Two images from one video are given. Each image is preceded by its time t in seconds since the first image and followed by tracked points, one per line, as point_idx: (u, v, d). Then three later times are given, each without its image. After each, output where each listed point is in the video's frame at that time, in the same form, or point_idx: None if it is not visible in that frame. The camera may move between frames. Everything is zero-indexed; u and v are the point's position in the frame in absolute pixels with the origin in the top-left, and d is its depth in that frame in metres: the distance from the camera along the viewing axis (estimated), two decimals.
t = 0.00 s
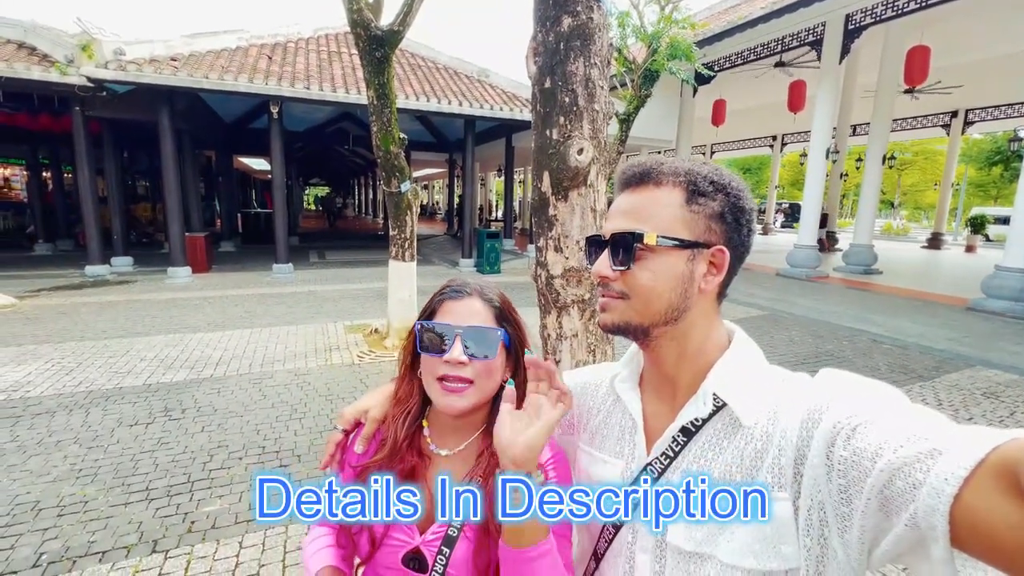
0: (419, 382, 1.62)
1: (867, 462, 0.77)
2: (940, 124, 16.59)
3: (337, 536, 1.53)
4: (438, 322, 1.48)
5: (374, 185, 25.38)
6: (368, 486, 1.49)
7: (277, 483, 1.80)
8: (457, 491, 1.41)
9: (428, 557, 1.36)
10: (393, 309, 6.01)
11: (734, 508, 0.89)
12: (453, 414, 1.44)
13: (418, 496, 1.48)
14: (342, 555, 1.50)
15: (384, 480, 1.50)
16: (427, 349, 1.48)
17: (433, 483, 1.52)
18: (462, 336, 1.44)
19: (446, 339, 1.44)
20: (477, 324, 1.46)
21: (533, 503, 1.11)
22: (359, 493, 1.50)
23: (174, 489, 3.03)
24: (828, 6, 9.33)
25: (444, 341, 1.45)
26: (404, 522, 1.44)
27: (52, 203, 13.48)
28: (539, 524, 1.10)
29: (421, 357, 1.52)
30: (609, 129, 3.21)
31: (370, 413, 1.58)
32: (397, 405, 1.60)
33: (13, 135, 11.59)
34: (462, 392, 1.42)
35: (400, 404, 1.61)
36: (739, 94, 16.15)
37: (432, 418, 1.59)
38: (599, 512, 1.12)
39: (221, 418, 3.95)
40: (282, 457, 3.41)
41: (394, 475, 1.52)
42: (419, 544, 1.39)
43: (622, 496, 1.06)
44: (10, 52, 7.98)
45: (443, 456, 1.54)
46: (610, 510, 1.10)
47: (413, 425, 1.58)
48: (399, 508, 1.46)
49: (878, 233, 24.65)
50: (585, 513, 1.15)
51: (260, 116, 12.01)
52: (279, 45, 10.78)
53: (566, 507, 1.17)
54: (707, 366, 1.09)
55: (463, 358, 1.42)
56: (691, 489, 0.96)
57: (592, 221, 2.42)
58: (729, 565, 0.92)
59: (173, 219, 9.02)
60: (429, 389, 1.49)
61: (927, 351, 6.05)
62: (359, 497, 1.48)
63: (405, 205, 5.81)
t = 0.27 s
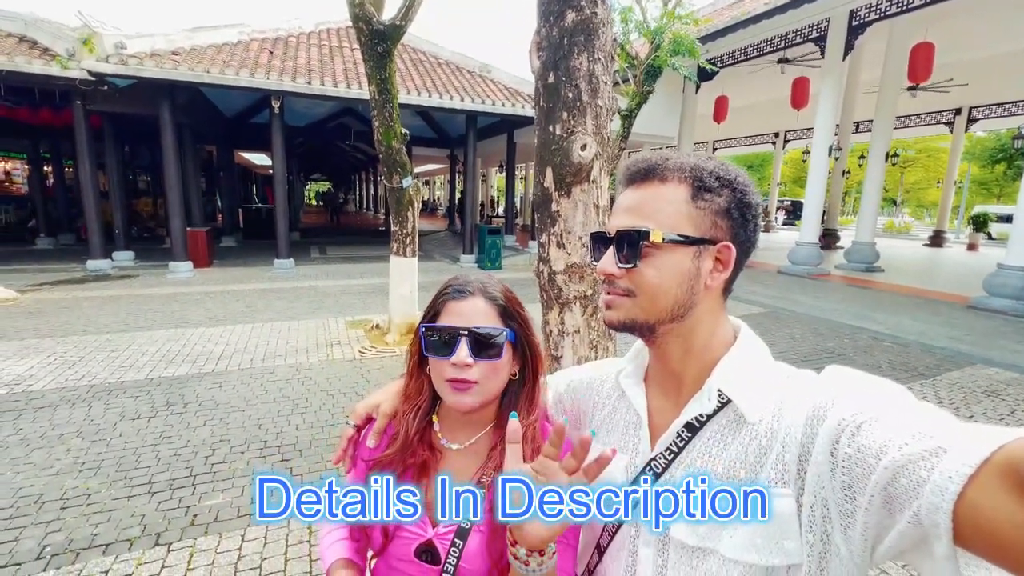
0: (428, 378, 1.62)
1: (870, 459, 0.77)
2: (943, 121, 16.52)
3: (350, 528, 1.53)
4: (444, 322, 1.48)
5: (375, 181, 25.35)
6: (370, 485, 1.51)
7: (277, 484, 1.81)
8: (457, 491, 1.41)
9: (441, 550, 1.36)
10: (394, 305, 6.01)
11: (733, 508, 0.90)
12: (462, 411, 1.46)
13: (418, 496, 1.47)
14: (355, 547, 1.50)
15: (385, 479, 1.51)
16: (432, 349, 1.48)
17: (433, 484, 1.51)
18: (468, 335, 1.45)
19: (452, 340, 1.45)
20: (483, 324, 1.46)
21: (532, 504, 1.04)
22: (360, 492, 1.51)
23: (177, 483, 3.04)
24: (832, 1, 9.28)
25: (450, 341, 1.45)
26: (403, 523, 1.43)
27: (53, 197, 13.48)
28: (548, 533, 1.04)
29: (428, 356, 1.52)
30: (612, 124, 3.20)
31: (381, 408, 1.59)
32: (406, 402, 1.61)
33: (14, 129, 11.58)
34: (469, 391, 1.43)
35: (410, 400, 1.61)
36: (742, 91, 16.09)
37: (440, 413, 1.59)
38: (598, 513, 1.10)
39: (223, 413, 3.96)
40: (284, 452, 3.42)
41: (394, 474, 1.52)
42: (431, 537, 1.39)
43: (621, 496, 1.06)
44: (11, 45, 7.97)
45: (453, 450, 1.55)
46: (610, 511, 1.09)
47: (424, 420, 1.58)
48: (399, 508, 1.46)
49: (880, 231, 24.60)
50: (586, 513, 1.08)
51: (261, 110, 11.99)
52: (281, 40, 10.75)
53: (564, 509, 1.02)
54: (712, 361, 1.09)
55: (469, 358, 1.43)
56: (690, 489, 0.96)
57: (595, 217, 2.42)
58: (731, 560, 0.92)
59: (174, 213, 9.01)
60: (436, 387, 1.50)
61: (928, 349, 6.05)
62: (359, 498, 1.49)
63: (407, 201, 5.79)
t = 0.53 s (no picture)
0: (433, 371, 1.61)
1: (874, 455, 0.77)
2: (944, 119, 16.49)
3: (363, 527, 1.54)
4: (448, 313, 1.47)
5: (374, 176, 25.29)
6: (369, 486, 1.51)
7: (277, 484, 1.81)
8: (458, 491, 1.41)
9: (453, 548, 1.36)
10: (394, 300, 6.01)
11: (733, 508, 0.90)
12: (464, 404, 1.45)
13: (418, 496, 1.47)
14: (370, 546, 1.51)
15: (384, 480, 1.52)
16: (437, 340, 1.48)
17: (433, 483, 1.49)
18: (471, 326, 1.44)
19: (453, 333, 1.44)
20: (486, 316, 1.45)
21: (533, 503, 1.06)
22: (359, 493, 1.52)
23: (177, 476, 3.04)
24: None
25: (452, 332, 1.45)
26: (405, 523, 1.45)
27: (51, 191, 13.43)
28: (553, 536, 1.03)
29: (432, 348, 1.51)
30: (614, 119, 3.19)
31: (387, 406, 1.58)
32: (412, 397, 1.60)
33: (12, 122, 11.53)
34: (470, 383, 1.42)
35: (416, 395, 1.60)
36: (743, 87, 16.04)
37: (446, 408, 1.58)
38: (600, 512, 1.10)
39: (223, 407, 3.97)
40: (284, 446, 3.43)
41: (394, 475, 1.52)
42: (442, 535, 1.39)
43: (621, 496, 1.07)
44: (9, 37, 7.92)
45: (461, 446, 1.54)
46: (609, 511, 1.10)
47: (430, 415, 1.57)
48: (399, 508, 1.47)
49: (880, 228, 24.59)
50: (586, 513, 1.09)
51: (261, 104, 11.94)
52: (280, 33, 10.70)
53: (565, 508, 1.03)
54: (714, 357, 1.09)
55: (472, 348, 1.42)
56: (690, 489, 0.96)
57: (596, 212, 2.41)
58: (733, 554, 0.92)
59: (174, 207, 8.98)
60: (440, 379, 1.49)
61: (926, 346, 6.06)
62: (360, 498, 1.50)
63: (406, 196, 5.79)
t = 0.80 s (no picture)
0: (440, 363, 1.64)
1: (864, 439, 0.79)
2: (941, 115, 16.52)
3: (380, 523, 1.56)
4: (450, 301, 1.48)
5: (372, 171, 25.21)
6: (369, 485, 1.53)
7: (276, 483, 1.86)
8: (457, 491, 1.43)
9: (468, 538, 1.38)
10: (392, 295, 6.01)
11: (734, 509, 0.90)
12: (465, 388, 1.44)
13: (418, 496, 1.48)
14: (387, 538, 1.53)
15: (384, 480, 1.53)
16: (439, 326, 1.49)
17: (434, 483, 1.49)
18: (472, 311, 1.44)
19: (455, 315, 1.44)
20: (488, 302, 1.45)
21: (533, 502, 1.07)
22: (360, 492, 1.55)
23: (176, 470, 3.05)
24: None
25: (454, 318, 1.45)
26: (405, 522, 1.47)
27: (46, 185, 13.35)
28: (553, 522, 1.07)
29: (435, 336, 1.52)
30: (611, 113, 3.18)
31: (393, 403, 1.60)
32: (420, 391, 1.63)
33: (6, 115, 11.44)
34: (472, 366, 1.41)
35: (424, 389, 1.62)
36: (742, 82, 16.02)
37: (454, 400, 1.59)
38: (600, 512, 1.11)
39: (221, 401, 3.97)
40: (282, 440, 3.44)
41: (394, 475, 1.53)
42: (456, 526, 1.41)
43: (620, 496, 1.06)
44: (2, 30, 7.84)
45: (470, 437, 1.54)
46: (609, 511, 1.09)
47: (439, 406, 1.59)
48: (399, 508, 1.49)
49: (876, 224, 24.67)
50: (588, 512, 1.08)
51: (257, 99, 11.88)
52: (277, 27, 10.64)
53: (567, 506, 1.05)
54: (708, 346, 1.11)
55: (472, 333, 1.41)
56: (691, 489, 0.95)
57: (594, 206, 2.42)
58: (725, 537, 0.94)
59: (170, 202, 8.94)
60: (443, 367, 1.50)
61: (922, 341, 6.10)
62: (357, 497, 1.58)
63: (404, 191, 5.79)
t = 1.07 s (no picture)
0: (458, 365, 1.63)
1: (871, 442, 0.79)
2: (935, 113, 16.61)
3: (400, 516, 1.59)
4: (465, 305, 1.48)
5: (367, 168, 25.10)
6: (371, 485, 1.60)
7: (276, 484, 1.87)
8: (457, 491, 1.45)
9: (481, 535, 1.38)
10: (388, 292, 5.99)
11: (733, 508, 0.91)
12: (484, 392, 1.44)
13: (417, 497, 1.53)
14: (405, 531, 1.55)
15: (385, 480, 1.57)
16: (455, 331, 1.48)
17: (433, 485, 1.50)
18: (487, 315, 1.43)
19: (473, 319, 1.44)
20: (505, 305, 1.45)
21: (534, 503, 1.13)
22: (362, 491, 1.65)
23: (172, 469, 3.04)
24: None
25: (471, 322, 1.44)
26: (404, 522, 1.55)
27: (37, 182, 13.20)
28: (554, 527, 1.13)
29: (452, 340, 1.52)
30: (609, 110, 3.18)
31: (418, 403, 1.61)
32: (438, 392, 1.61)
33: None
34: (490, 369, 1.41)
35: (442, 389, 1.61)
36: (737, 79, 16.04)
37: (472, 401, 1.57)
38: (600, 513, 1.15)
39: (217, 399, 3.95)
40: (279, 438, 3.43)
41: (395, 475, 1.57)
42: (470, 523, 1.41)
43: (620, 495, 1.10)
44: None
45: (488, 439, 1.53)
46: (610, 511, 1.13)
47: (457, 408, 1.57)
48: (400, 507, 1.55)
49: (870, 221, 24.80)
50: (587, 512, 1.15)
51: (251, 94, 11.78)
52: (271, 22, 10.56)
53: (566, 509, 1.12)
54: (714, 347, 1.11)
55: (490, 337, 1.41)
56: (690, 489, 0.97)
57: (592, 205, 2.42)
58: (729, 539, 0.95)
59: (164, 199, 8.87)
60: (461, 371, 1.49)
61: (915, 338, 6.14)
62: (359, 498, 1.73)
63: (400, 187, 5.77)
